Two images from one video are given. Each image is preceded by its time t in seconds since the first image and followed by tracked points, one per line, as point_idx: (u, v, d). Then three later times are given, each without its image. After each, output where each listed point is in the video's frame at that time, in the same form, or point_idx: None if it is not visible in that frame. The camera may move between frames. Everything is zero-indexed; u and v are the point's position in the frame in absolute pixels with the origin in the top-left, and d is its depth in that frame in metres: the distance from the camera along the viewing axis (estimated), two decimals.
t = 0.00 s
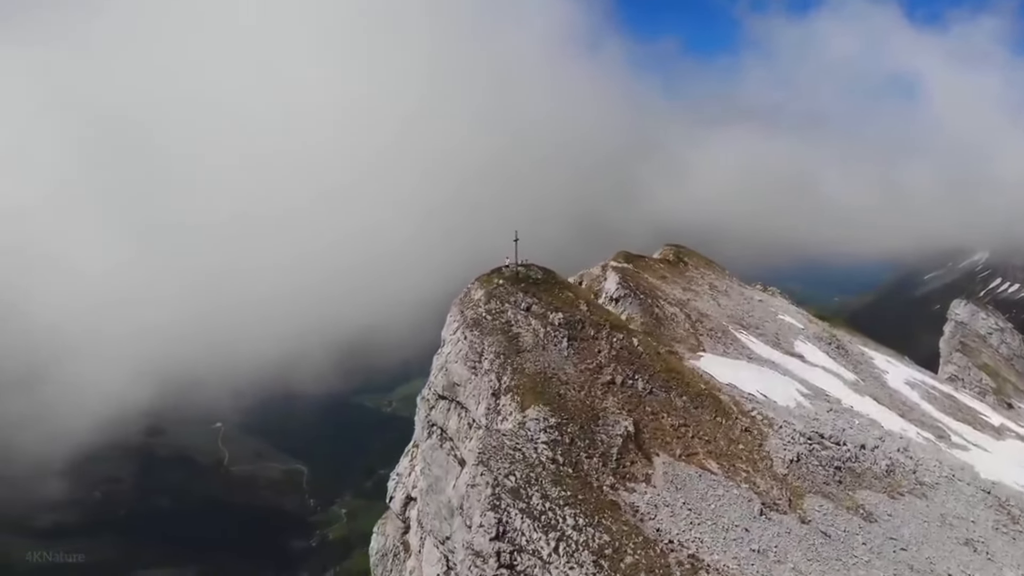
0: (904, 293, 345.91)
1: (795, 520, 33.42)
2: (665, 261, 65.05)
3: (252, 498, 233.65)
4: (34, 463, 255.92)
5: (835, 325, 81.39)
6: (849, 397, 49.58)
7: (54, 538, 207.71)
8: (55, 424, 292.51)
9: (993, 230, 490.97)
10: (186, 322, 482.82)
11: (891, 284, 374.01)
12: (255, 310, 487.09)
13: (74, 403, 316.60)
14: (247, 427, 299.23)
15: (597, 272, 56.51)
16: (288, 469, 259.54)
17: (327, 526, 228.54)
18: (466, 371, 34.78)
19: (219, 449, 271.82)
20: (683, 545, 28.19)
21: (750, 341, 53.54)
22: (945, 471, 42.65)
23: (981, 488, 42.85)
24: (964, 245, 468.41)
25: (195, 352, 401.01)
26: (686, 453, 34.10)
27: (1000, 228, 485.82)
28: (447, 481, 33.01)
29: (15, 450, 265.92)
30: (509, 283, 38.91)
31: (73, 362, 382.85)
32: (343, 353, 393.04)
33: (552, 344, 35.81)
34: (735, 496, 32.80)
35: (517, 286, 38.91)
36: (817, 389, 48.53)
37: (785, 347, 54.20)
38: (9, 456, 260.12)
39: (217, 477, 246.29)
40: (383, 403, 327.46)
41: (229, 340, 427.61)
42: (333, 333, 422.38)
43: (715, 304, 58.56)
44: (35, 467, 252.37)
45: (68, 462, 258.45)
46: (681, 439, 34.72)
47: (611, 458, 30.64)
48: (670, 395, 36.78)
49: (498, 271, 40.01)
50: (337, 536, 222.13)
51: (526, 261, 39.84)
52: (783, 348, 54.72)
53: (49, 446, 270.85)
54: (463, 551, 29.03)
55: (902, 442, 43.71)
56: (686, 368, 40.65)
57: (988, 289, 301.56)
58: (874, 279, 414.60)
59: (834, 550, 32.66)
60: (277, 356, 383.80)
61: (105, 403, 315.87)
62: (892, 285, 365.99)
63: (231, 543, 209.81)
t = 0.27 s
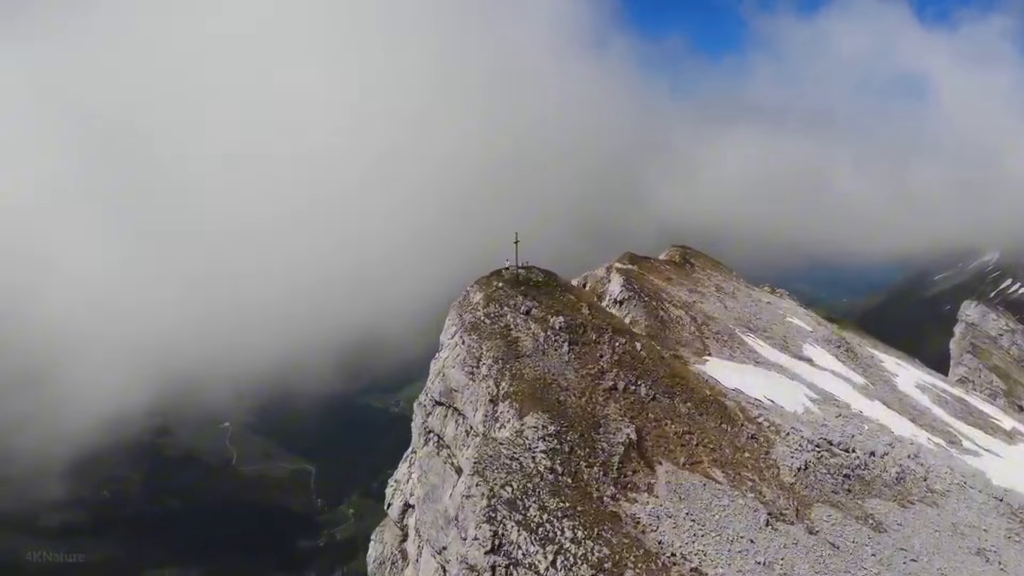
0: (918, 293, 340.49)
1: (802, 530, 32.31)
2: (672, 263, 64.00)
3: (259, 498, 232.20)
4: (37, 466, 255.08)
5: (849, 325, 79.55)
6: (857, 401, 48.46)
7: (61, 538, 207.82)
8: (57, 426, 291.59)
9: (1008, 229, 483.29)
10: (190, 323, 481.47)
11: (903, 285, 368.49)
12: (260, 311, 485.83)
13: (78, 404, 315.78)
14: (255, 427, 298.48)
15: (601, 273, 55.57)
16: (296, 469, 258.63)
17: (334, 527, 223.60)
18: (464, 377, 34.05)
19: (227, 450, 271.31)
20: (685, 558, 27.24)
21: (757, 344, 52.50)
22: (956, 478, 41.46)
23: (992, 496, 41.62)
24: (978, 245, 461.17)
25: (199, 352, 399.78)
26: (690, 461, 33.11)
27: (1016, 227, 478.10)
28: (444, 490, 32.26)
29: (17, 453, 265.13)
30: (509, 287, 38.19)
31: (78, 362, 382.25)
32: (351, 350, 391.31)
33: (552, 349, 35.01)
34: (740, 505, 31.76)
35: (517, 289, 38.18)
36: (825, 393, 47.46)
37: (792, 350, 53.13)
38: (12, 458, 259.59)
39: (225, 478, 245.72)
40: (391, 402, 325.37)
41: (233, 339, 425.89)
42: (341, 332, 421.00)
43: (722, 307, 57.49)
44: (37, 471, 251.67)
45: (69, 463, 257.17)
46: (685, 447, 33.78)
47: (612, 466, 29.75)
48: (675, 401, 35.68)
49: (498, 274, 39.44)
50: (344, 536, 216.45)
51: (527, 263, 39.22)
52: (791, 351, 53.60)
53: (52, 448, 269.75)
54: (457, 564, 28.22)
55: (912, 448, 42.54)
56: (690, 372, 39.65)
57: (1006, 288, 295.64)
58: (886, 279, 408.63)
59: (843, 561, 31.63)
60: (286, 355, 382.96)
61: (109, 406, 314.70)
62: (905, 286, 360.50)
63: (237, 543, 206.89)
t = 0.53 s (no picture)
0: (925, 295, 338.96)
1: (809, 542, 31.19)
2: (677, 265, 62.86)
3: (266, 500, 230.64)
4: (41, 464, 253.75)
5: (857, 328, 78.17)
6: (866, 406, 47.27)
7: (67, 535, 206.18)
8: (61, 424, 290.53)
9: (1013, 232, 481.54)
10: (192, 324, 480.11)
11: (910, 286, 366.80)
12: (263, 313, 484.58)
13: (81, 403, 314.61)
14: (261, 427, 297.11)
15: (604, 275, 54.55)
16: (303, 470, 257.19)
17: (343, 528, 221.63)
18: (459, 383, 33.16)
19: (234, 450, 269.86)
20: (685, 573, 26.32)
21: (764, 347, 51.37)
22: (966, 486, 40.33)
23: (1005, 504, 40.44)
24: (983, 247, 459.50)
25: (202, 352, 398.72)
26: (693, 470, 32.11)
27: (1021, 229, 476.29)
28: (439, 500, 31.36)
29: (21, 449, 264.06)
30: (507, 290, 37.31)
31: (80, 363, 380.84)
32: (356, 351, 390.59)
33: (551, 353, 34.12)
34: (744, 516, 30.72)
35: (516, 293, 37.30)
36: (833, 398, 46.26)
37: (799, 354, 51.92)
38: (15, 456, 258.22)
39: (232, 479, 244.29)
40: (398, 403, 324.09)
41: (236, 339, 424.72)
42: (346, 333, 420.32)
43: (728, 309, 56.35)
44: (42, 468, 250.52)
45: (74, 462, 256.09)
46: (687, 455, 32.76)
47: (611, 475, 28.86)
48: (677, 409, 34.68)
49: (496, 277, 38.65)
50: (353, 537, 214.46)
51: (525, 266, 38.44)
52: (798, 354, 52.45)
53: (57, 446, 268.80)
54: None
55: (923, 455, 41.35)
56: (693, 377, 38.62)
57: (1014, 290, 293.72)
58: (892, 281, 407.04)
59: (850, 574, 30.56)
60: (291, 355, 381.96)
61: (113, 405, 313.56)
62: (912, 288, 359.05)
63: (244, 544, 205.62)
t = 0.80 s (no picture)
0: (934, 296, 335.97)
1: (814, 553, 30.17)
2: (682, 266, 61.72)
3: (273, 501, 229.20)
4: (45, 466, 252.56)
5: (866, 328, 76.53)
6: (872, 411, 46.17)
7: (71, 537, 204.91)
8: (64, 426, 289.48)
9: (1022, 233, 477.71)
10: (196, 326, 479.04)
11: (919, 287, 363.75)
12: (265, 314, 483.12)
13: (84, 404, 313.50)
14: (267, 428, 295.82)
15: (607, 277, 53.57)
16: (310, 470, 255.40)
17: (350, 526, 219.22)
18: (453, 390, 32.41)
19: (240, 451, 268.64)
20: None
21: (769, 351, 50.31)
22: (976, 493, 39.18)
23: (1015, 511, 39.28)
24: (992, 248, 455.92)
25: (205, 353, 397.77)
26: (694, 479, 31.18)
27: None
28: (432, 510, 30.62)
29: (24, 452, 263.05)
30: (503, 293, 36.53)
31: (83, 364, 379.66)
32: (362, 351, 389.19)
33: (547, 358, 33.31)
34: (746, 526, 29.74)
35: (512, 296, 36.48)
36: (839, 403, 45.17)
37: (806, 358, 50.80)
38: (19, 457, 257.13)
39: (238, 480, 242.97)
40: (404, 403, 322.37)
41: (239, 340, 423.35)
42: (351, 334, 419.00)
43: (735, 312, 55.23)
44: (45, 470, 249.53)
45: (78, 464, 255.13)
46: (688, 463, 31.82)
47: (608, 485, 28.08)
48: (678, 416, 33.69)
49: (493, 279, 37.88)
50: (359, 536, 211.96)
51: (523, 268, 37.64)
52: (804, 357, 51.40)
53: (59, 448, 267.78)
54: None
55: (932, 463, 40.22)
56: (694, 382, 37.65)
57: None
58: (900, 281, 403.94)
59: None
60: (296, 357, 380.77)
61: (115, 407, 312.51)
62: (920, 289, 356.10)
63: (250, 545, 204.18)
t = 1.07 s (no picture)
0: (946, 297, 331.69)
1: (817, 566, 29.12)
2: (685, 267, 60.56)
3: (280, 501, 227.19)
4: (50, 466, 252.24)
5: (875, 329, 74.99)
6: (879, 416, 45.10)
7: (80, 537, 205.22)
8: (64, 427, 289.02)
9: None
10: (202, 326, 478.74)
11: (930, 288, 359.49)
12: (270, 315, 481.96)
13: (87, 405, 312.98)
14: (273, 427, 294.78)
15: (608, 278, 52.51)
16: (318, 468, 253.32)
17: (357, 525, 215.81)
18: (445, 397, 31.65)
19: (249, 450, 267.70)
20: None
21: (774, 354, 49.26)
22: (986, 501, 38.03)
23: None
24: (1004, 249, 450.45)
25: (209, 353, 396.72)
26: (693, 489, 30.26)
27: None
28: (422, 519, 29.92)
29: (27, 454, 262.63)
30: (498, 296, 35.71)
31: (89, 365, 379.41)
32: (368, 350, 387.69)
33: (543, 364, 32.50)
34: (747, 537, 28.79)
35: (508, 300, 35.69)
36: (845, 408, 44.08)
37: (812, 362, 49.71)
38: (24, 457, 257.01)
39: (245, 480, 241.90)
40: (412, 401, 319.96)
41: (244, 341, 422.25)
42: (357, 334, 417.67)
43: (740, 315, 54.10)
44: (47, 472, 248.96)
45: (80, 465, 254.34)
46: (687, 472, 30.91)
47: (604, 495, 27.28)
48: (677, 423, 32.70)
49: (489, 282, 37.08)
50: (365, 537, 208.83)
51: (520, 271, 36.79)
52: (809, 361, 50.33)
53: (61, 449, 266.99)
54: None
55: (941, 470, 39.09)
56: (694, 386, 36.67)
57: None
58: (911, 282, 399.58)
59: None
60: (302, 357, 380.07)
61: (119, 408, 311.85)
62: (932, 290, 351.97)
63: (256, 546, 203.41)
